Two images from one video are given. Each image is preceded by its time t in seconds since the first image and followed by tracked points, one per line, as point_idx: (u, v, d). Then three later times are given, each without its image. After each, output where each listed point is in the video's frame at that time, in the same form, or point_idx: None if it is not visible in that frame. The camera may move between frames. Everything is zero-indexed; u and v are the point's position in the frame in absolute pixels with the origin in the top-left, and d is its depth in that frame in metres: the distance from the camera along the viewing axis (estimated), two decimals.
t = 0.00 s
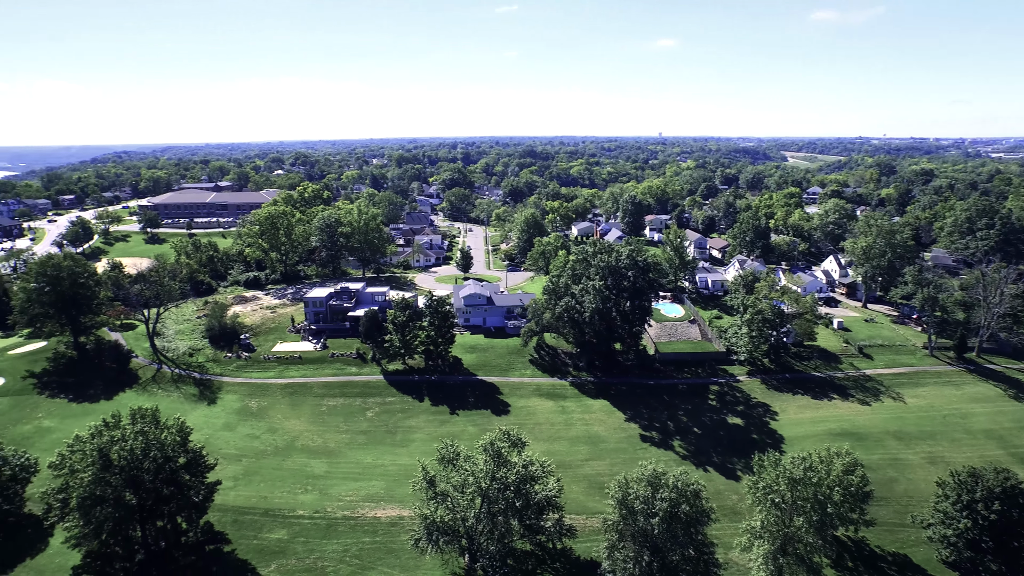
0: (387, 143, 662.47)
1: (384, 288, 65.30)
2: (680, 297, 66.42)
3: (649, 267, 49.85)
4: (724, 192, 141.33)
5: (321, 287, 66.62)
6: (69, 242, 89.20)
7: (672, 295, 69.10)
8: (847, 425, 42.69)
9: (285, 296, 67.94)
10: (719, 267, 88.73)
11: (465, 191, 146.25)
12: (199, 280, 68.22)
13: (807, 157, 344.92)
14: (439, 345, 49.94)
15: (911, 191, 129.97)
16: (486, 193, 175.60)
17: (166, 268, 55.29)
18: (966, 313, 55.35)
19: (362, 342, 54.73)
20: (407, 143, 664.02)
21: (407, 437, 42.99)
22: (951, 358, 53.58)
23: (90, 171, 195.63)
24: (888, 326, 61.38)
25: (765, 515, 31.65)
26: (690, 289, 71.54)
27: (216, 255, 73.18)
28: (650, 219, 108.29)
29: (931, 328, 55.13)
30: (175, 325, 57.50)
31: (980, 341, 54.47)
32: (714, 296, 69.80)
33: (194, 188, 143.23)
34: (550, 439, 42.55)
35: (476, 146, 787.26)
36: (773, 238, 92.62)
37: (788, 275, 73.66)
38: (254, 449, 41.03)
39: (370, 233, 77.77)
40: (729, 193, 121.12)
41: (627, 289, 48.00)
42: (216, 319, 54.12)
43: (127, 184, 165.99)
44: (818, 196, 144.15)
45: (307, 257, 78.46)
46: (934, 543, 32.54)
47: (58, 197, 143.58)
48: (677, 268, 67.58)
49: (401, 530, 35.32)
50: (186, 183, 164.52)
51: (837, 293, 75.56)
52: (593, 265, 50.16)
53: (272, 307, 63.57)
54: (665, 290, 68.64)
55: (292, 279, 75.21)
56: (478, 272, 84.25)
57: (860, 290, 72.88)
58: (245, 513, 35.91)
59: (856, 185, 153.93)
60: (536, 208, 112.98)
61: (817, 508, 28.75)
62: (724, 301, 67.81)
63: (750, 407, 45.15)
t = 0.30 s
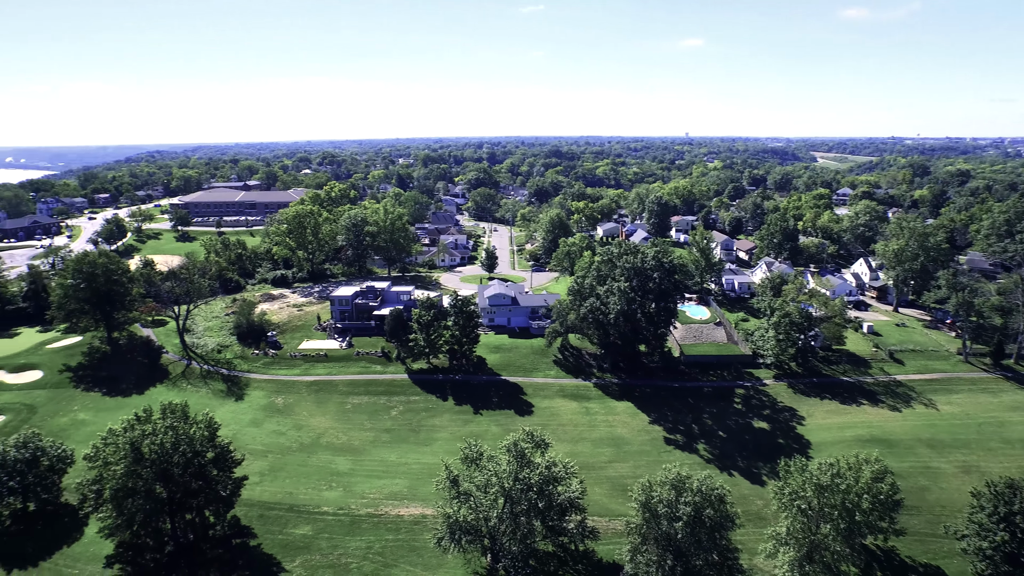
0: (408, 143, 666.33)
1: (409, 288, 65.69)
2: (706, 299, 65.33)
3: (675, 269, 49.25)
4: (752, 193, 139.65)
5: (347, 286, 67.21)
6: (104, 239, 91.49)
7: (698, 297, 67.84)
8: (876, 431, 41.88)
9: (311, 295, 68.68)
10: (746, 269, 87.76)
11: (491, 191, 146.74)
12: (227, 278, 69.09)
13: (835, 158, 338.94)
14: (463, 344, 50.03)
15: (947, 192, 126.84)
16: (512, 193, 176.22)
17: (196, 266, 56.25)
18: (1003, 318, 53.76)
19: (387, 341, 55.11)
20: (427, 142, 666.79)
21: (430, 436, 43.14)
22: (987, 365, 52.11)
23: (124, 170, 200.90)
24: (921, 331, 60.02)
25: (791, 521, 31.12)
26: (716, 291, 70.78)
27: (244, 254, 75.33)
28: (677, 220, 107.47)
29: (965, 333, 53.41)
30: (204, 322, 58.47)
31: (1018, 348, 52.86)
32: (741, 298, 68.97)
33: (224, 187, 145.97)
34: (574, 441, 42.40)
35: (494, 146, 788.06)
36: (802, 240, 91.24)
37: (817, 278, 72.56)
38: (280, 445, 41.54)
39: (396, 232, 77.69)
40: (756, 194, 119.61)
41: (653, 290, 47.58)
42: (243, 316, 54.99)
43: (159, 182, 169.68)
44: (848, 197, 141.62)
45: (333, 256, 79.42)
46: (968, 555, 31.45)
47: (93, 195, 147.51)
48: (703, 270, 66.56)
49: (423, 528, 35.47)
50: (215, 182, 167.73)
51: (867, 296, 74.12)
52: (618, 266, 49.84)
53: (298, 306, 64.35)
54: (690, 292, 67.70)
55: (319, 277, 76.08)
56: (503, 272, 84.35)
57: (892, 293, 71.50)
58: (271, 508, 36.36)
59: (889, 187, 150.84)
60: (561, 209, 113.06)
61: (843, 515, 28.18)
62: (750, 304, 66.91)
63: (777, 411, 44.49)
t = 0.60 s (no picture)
0: (428, 142, 669.57)
1: (434, 288, 66.01)
2: (732, 302, 64.12)
3: (701, 271, 48.56)
4: (780, 195, 137.81)
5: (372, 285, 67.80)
6: (137, 237, 93.71)
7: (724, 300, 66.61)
8: (906, 438, 41.02)
9: (337, 293, 69.44)
10: (773, 271, 86.73)
11: (516, 192, 147.03)
12: (255, 276, 70.67)
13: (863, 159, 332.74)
14: (487, 345, 50.11)
15: (984, 195, 123.49)
16: (537, 193, 176.28)
17: (224, 264, 57.20)
18: None
19: (412, 340, 55.47)
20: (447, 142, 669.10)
21: (454, 436, 43.25)
22: None
23: (157, 170, 206.14)
24: (954, 337, 58.58)
25: (818, 529, 30.36)
26: (742, 294, 69.94)
27: (272, 252, 76.40)
28: (704, 222, 106.35)
29: (1001, 340, 52.75)
30: (232, 320, 59.45)
31: None
32: (768, 301, 68.06)
33: (253, 186, 148.53)
34: (597, 443, 42.23)
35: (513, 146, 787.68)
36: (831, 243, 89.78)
37: (847, 282, 71.36)
38: (306, 442, 42.00)
39: (422, 232, 78.28)
40: (785, 195, 117.87)
41: (679, 293, 46.85)
42: (271, 314, 55.84)
43: (190, 181, 173.43)
44: (880, 199, 138.80)
45: (359, 255, 80.21)
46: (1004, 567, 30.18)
47: (127, 194, 151.60)
48: (729, 272, 65.71)
49: (446, 527, 35.57)
50: (244, 181, 170.85)
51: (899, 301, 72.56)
52: (643, 268, 49.20)
53: (325, 304, 65.14)
54: (716, 294, 66.72)
55: (345, 276, 76.92)
56: (527, 272, 84.36)
57: (924, 298, 70.14)
58: (295, 504, 36.75)
59: (923, 188, 147.30)
60: (586, 210, 112.91)
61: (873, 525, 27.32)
62: (778, 307, 65.95)
63: (803, 416, 43.79)
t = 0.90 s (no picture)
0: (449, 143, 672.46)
1: (459, 287, 66.28)
2: (760, 305, 63.29)
3: (728, 274, 47.95)
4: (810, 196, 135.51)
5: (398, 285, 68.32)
6: (170, 235, 96.11)
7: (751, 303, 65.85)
8: (938, 447, 40.06)
9: (364, 292, 70.15)
10: (802, 274, 85.50)
11: (542, 192, 147.17)
12: (283, 274, 71.77)
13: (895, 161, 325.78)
14: (513, 345, 50.08)
15: None
16: (564, 194, 176.19)
17: (253, 262, 58.20)
18: None
19: (437, 339, 55.76)
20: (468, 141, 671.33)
21: (478, 435, 43.31)
22: None
23: (189, 168, 211.17)
24: (992, 343, 56.93)
25: (846, 538, 29.67)
26: (770, 296, 68.76)
27: (300, 251, 77.62)
28: (732, 224, 105.12)
29: None
30: (261, 317, 60.44)
31: None
32: (797, 304, 66.78)
33: (281, 185, 150.95)
34: (621, 445, 42.00)
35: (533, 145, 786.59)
36: (863, 246, 88.07)
37: (879, 285, 70.03)
38: (332, 439, 42.45)
39: (448, 232, 78.73)
40: (816, 196, 115.99)
41: (706, 295, 46.35)
42: (298, 312, 56.74)
43: (221, 180, 177.14)
44: (914, 200, 135.70)
45: (386, 255, 80.96)
46: None
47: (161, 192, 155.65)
48: (757, 274, 64.29)
49: (469, 526, 35.60)
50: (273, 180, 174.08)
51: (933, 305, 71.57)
52: (670, 270, 48.81)
53: (351, 303, 65.87)
54: (743, 297, 66.03)
55: (372, 275, 77.75)
56: (553, 273, 84.29)
57: (960, 303, 68.37)
58: (320, 500, 37.11)
59: (961, 190, 143.20)
60: (612, 210, 112.60)
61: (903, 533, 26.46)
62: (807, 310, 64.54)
63: (832, 422, 42.98)
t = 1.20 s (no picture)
0: (472, 142, 673.72)
1: (486, 287, 66.49)
2: (790, 308, 62.35)
3: (758, 276, 47.22)
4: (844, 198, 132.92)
5: (425, 284, 68.82)
6: (203, 233, 98.58)
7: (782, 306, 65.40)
8: (974, 457, 38.94)
9: (392, 291, 70.83)
10: (834, 277, 84.07)
11: (571, 193, 147.23)
12: (313, 272, 73.01)
13: (930, 162, 317.92)
14: (540, 346, 49.96)
15: None
16: (593, 194, 175.55)
17: (283, 261, 59.42)
18: None
19: (464, 339, 56.06)
20: (512, 141, 671.24)
21: (504, 435, 43.30)
22: None
23: (223, 167, 216.52)
24: None
25: (877, 549, 28.20)
26: (801, 299, 67.82)
27: (329, 249, 78.85)
28: (762, 226, 103.35)
29: None
30: (291, 314, 61.49)
31: None
32: (829, 308, 65.57)
33: (311, 184, 153.53)
34: (647, 448, 41.70)
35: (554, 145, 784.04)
36: (899, 249, 86.06)
37: (915, 289, 68.51)
38: (359, 436, 42.86)
39: (476, 232, 79.10)
40: (850, 198, 113.80)
41: (735, 298, 45.64)
42: (327, 310, 57.81)
43: (252, 179, 181.02)
44: (953, 203, 132.35)
45: (414, 254, 81.62)
46: None
47: (196, 191, 159.66)
48: (788, 277, 63.79)
49: (493, 526, 35.59)
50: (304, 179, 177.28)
51: (973, 311, 69.70)
52: (699, 272, 48.23)
53: (380, 301, 66.63)
54: (774, 300, 65.20)
55: (400, 274, 78.52)
56: (581, 273, 84.10)
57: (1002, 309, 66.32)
58: (346, 497, 37.44)
59: (1005, 192, 138.53)
60: (641, 211, 112.06)
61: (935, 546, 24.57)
62: (839, 314, 63.11)
63: (864, 429, 42.08)
